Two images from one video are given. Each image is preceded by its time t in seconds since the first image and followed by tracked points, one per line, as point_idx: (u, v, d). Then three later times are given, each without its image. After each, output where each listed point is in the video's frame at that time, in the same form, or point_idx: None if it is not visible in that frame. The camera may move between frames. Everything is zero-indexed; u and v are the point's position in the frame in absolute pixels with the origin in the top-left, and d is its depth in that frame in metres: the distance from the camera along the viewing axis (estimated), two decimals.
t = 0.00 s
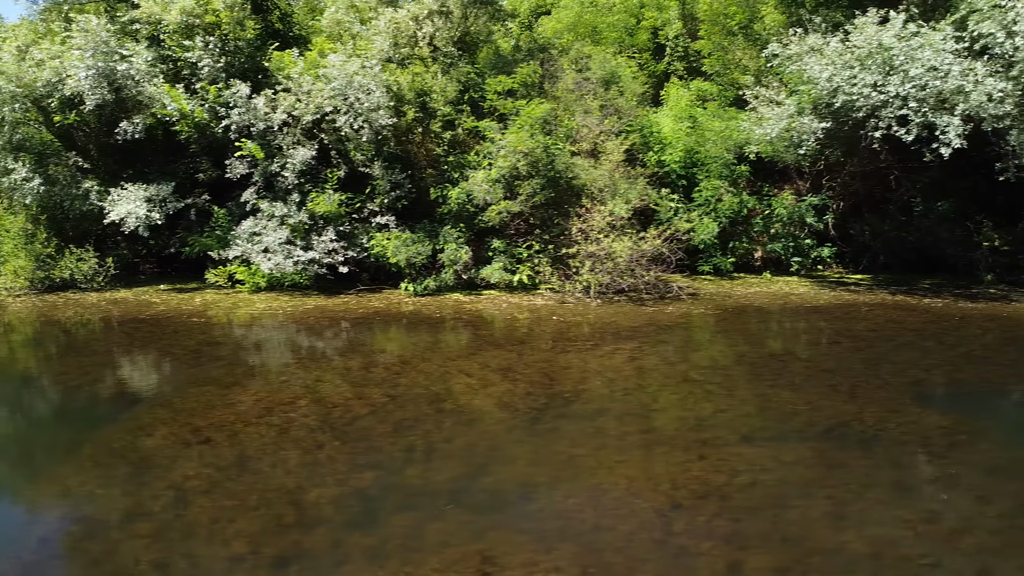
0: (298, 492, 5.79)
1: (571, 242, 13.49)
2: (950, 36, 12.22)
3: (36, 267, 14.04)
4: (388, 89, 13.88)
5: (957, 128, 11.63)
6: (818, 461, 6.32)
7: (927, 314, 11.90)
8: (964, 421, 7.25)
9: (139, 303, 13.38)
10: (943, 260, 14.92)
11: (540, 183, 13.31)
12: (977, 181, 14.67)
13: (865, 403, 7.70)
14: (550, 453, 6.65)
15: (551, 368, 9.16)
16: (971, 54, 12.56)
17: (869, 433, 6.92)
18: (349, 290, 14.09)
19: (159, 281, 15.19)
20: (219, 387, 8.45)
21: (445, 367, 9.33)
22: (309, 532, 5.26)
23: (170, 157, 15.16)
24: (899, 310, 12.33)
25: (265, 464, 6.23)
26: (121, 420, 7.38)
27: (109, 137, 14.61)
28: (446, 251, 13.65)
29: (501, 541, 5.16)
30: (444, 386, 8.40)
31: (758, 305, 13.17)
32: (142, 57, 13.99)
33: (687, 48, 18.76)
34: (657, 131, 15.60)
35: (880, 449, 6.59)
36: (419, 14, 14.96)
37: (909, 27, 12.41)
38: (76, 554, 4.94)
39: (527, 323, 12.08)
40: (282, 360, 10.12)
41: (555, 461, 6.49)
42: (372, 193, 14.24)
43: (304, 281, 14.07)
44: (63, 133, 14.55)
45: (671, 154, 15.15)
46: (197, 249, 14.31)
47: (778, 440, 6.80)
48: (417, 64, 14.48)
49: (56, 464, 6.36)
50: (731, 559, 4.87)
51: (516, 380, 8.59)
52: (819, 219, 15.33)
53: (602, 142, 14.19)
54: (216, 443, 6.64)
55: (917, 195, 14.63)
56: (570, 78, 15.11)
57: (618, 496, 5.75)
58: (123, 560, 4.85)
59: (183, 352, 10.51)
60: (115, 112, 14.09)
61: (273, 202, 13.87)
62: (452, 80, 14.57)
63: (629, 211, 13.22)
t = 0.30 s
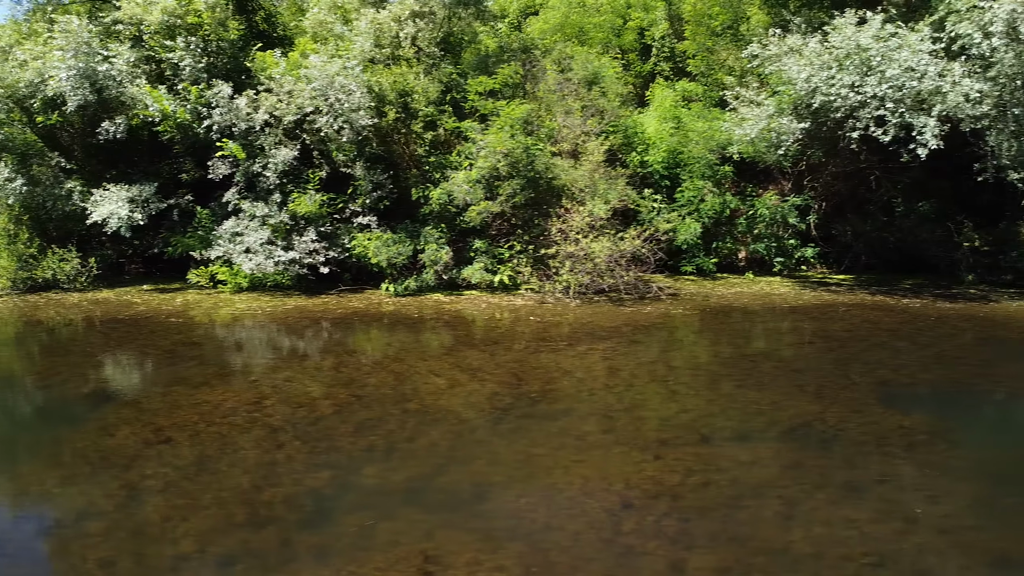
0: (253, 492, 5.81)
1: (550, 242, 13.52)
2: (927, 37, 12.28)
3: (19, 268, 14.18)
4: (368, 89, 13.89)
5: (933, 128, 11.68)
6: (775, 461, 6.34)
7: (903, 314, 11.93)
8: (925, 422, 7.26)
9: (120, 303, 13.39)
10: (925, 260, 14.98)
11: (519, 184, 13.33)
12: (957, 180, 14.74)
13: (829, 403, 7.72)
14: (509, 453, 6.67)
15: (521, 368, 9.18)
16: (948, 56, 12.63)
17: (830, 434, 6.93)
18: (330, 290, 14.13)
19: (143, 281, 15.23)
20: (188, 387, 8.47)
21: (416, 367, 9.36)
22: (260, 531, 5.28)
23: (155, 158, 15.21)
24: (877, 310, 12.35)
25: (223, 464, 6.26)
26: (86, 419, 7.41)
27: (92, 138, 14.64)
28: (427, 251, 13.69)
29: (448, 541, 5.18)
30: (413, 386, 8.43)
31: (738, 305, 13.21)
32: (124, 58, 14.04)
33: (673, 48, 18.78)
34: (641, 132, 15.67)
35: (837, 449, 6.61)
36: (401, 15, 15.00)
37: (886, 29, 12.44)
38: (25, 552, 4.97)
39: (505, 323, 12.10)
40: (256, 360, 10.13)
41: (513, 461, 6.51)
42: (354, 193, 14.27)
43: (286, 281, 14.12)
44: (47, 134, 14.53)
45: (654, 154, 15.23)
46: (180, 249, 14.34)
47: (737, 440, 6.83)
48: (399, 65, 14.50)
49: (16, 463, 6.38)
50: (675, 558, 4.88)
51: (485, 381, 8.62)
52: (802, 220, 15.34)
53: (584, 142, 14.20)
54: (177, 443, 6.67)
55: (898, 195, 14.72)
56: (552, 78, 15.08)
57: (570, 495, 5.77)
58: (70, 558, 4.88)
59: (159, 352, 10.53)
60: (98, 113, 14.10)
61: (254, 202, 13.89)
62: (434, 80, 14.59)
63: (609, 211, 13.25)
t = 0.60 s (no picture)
0: (207, 492, 5.84)
1: (528, 242, 13.55)
2: (905, 37, 12.27)
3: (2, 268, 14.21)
4: (347, 89, 13.90)
5: (910, 129, 11.69)
6: (730, 460, 6.36)
7: (880, 314, 11.95)
8: (887, 423, 7.28)
9: (100, 304, 13.40)
10: (906, 260, 15.06)
11: (499, 184, 13.35)
12: (937, 180, 14.89)
13: (792, 403, 7.74)
14: (468, 453, 6.68)
15: (492, 368, 9.21)
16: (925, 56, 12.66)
17: (789, 434, 6.95)
18: (311, 290, 14.15)
19: (127, 281, 15.26)
20: (157, 386, 8.49)
21: (388, 367, 9.38)
22: (209, 530, 5.30)
23: (139, 158, 15.23)
24: (855, 310, 12.37)
25: (181, 463, 6.29)
26: (51, 419, 7.43)
27: (75, 139, 14.67)
28: (408, 251, 13.73)
29: (395, 539, 5.20)
30: (380, 386, 8.45)
31: (717, 306, 13.24)
32: (105, 58, 14.07)
33: (659, 48, 18.79)
34: (625, 132, 15.67)
35: (796, 449, 6.62)
36: (382, 16, 15.04)
37: (864, 29, 12.46)
38: None
39: (483, 324, 12.12)
40: (231, 360, 10.14)
41: (471, 460, 6.53)
42: (335, 193, 14.29)
43: (268, 281, 14.13)
44: (31, 135, 14.61)
45: (637, 155, 15.26)
46: (162, 249, 14.35)
47: (696, 440, 6.85)
48: (381, 65, 14.52)
49: None
50: (619, 557, 4.90)
51: (453, 381, 8.64)
52: (785, 220, 15.36)
53: (565, 143, 14.22)
54: (137, 442, 6.70)
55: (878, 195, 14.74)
56: (534, 78, 15.05)
57: (523, 495, 5.79)
58: (16, 557, 4.90)
59: (135, 352, 10.54)
60: (81, 113, 14.10)
61: (236, 202, 13.89)
62: (416, 81, 14.61)
63: (588, 211, 13.28)
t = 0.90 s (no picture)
0: (163, 492, 5.86)
1: (508, 243, 13.57)
2: (883, 38, 12.32)
3: None
4: (328, 89, 13.91)
5: (887, 129, 11.71)
6: (688, 461, 6.38)
7: (858, 314, 11.98)
8: (849, 423, 7.30)
9: (81, 304, 13.41)
10: (887, 261, 15.13)
11: (479, 185, 13.38)
12: (920, 180, 14.95)
13: (757, 403, 7.76)
14: (428, 453, 6.71)
15: (463, 369, 9.22)
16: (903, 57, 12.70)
17: (750, 434, 6.97)
18: (293, 291, 14.17)
19: (110, 282, 15.28)
20: (126, 386, 8.51)
21: (360, 368, 9.40)
22: (161, 530, 5.32)
23: (123, 159, 15.25)
24: (833, 311, 12.39)
25: (140, 463, 6.31)
26: (16, 419, 7.45)
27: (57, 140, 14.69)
28: (389, 252, 13.76)
29: (344, 539, 5.22)
30: (349, 387, 8.47)
31: (697, 306, 13.27)
32: (86, 60, 14.11)
33: (644, 49, 18.81)
34: (609, 133, 15.70)
35: (755, 449, 6.64)
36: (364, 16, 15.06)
37: (842, 30, 12.48)
38: None
39: (462, 324, 12.15)
40: (205, 360, 10.15)
41: (430, 461, 6.55)
42: (317, 194, 14.32)
43: (249, 282, 14.14)
44: (14, 135, 14.64)
45: (620, 156, 15.30)
46: (145, 250, 14.37)
47: (657, 440, 6.87)
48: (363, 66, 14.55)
49: None
50: (565, 557, 4.93)
51: (422, 381, 8.67)
52: (768, 220, 15.39)
53: (546, 143, 14.24)
54: (99, 443, 6.72)
55: (859, 195, 14.84)
56: (515, 79, 15.07)
57: (476, 495, 5.81)
58: None
59: (111, 352, 10.55)
60: (63, 114, 14.11)
61: (218, 203, 13.89)
62: (398, 81, 14.64)
63: (568, 212, 13.33)
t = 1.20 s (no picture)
0: (121, 493, 5.90)
1: (488, 245, 13.59)
2: (861, 39, 12.32)
3: None
4: (308, 90, 13.93)
5: (865, 131, 11.72)
6: (646, 462, 6.40)
7: (835, 316, 12.00)
8: (812, 425, 7.32)
9: (62, 305, 13.43)
10: (869, 262, 15.17)
11: (460, 186, 13.40)
12: (901, 182, 15.01)
13: (723, 405, 7.78)
14: (389, 455, 6.73)
15: (434, 371, 9.25)
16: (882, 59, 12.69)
17: (712, 436, 6.99)
18: (275, 292, 14.18)
19: (94, 283, 15.29)
20: (97, 387, 8.54)
21: (332, 369, 9.44)
22: (114, 531, 5.36)
23: (108, 160, 15.25)
24: (811, 312, 12.40)
25: (100, 465, 6.35)
26: None
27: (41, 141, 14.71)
28: (370, 253, 13.78)
29: (294, 540, 5.25)
30: (318, 388, 8.50)
31: (678, 308, 13.30)
32: (69, 61, 14.12)
33: (631, 50, 18.84)
34: (592, 135, 15.75)
35: (715, 451, 6.66)
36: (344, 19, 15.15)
37: (820, 31, 12.48)
38: None
39: (441, 325, 12.17)
40: (180, 361, 10.18)
41: (390, 462, 6.57)
42: (299, 195, 14.33)
43: (232, 283, 14.16)
44: None
45: (603, 157, 15.34)
46: (128, 251, 14.38)
47: (618, 442, 6.89)
48: (345, 68, 14.59)
49: None
50: (512, 559, 4.95)
51: (393, 382, 8.70)
52: (751, 222, 15.42)
53: (528, 144, 14.26)
54: (61, 444, 6.76)
55: (841, 196, 14.85)
56: (497, 80, 15.10)
57: (432, 497, 5.84)
58: None
59: (87, 353, 10.56)
60: (46, 115, 14.13)
61: (200, 204, 13.90)
62: (380, 82, 14.67)
63: (548, 213, 13.38)
